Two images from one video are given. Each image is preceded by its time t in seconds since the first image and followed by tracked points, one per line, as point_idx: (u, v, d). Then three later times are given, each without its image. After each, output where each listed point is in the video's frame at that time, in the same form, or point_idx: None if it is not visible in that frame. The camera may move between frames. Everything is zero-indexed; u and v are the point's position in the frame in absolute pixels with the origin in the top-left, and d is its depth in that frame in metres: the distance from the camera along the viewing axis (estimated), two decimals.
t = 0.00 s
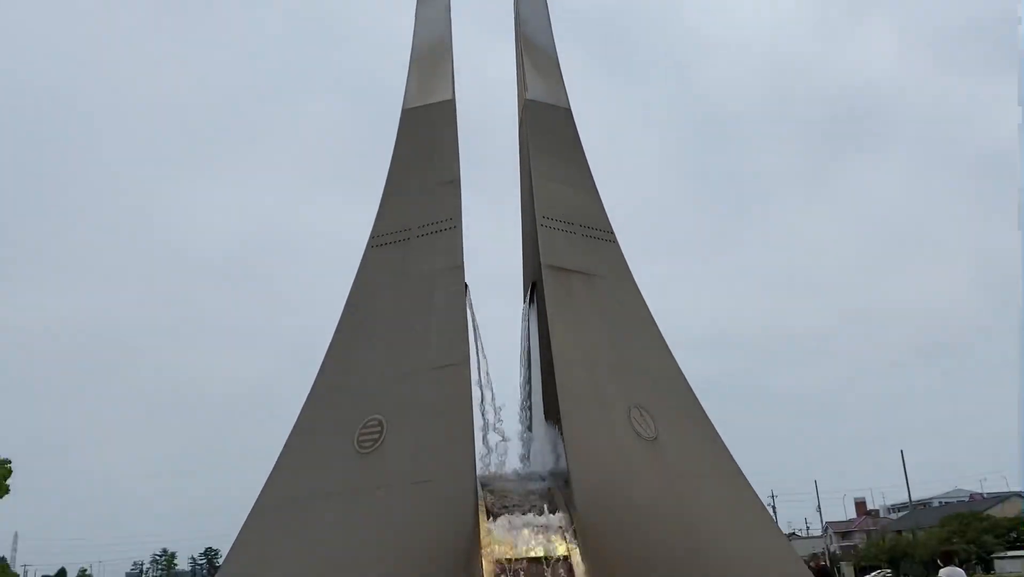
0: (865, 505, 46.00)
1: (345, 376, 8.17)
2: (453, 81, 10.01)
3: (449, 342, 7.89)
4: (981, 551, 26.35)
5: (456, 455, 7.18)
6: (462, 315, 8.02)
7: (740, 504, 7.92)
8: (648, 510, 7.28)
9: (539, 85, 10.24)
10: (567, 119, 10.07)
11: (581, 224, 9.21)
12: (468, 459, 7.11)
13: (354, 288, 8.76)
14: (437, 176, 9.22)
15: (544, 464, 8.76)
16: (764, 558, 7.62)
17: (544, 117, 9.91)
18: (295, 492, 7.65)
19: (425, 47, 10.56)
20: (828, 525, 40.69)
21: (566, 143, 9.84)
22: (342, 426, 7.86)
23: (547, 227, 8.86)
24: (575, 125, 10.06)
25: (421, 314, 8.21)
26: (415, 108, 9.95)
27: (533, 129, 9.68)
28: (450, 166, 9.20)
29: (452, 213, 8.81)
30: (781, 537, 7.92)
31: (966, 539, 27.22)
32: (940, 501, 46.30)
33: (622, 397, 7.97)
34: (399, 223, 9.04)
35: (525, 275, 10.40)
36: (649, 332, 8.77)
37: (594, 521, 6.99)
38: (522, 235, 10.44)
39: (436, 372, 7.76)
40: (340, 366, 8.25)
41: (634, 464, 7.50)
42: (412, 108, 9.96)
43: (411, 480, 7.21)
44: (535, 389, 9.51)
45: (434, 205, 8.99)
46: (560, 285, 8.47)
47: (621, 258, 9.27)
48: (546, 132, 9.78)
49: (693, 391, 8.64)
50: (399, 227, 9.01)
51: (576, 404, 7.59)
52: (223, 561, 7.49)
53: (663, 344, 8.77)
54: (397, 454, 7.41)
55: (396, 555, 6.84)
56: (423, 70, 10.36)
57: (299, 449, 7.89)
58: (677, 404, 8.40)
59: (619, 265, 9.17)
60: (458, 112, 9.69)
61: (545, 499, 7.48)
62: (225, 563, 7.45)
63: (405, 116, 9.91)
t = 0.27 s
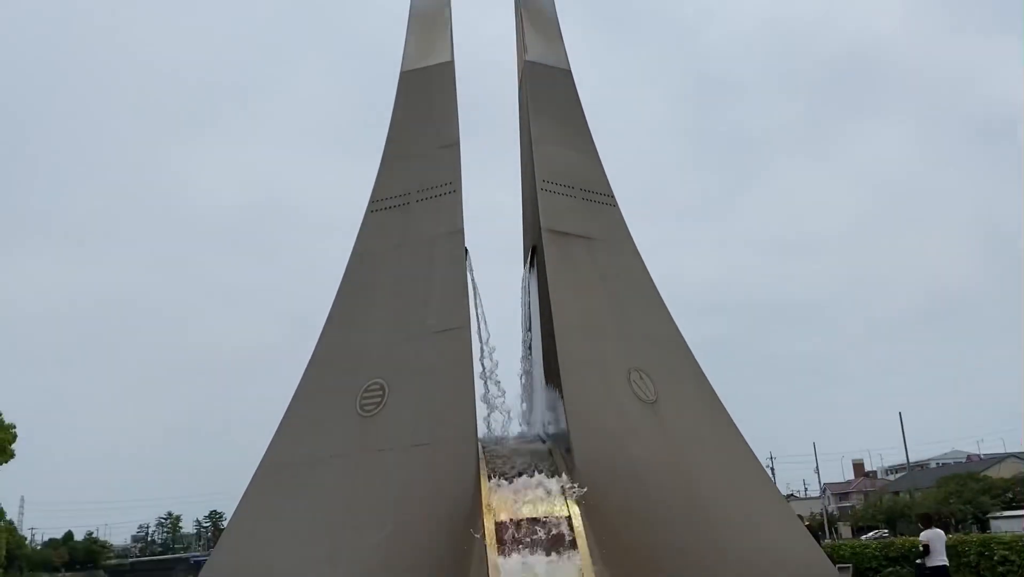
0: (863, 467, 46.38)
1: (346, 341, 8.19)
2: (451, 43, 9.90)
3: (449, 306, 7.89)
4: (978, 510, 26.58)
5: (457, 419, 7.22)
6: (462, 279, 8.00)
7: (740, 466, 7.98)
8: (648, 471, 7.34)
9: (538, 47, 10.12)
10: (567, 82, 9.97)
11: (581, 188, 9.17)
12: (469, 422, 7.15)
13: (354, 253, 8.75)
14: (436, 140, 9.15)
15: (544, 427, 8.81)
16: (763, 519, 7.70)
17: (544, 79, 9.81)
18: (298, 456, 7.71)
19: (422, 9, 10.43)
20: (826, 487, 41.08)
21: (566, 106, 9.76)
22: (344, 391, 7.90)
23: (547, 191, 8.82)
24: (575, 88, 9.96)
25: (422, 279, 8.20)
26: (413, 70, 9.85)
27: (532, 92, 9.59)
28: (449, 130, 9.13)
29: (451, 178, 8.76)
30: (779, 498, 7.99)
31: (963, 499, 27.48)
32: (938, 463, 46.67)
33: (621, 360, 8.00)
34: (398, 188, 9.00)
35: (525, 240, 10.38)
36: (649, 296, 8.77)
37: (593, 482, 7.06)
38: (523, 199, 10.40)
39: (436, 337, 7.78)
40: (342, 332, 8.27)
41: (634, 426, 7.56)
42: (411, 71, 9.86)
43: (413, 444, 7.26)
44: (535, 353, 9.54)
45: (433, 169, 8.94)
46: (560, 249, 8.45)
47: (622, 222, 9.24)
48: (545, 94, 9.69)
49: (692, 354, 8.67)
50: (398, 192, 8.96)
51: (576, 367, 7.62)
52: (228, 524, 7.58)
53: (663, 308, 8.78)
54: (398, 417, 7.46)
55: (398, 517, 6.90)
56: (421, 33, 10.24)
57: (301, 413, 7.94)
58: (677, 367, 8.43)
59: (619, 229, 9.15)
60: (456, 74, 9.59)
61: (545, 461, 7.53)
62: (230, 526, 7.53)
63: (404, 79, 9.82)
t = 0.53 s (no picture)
0: (862, 426, 46.70)
1: (347, 303, 8.19)
2: None
3: (450, 267, 7.86)
4: (976, 469, 26.82)
5: (459, 380, 7.24)
6: (463, 240, 7.97)
7: (740, 427, 8.02)
8: (648, 431, 7.38)
9: (539, 4, 9.96)
10: (569, 39, 9.83)
11: (582, 147, 9.09)
12: (470, 383, 7.16)
13: (354, 214, 8.71)
14: (436, 99, 9.05)
15: (546, 388, 8.84)
16: (763, 478, 7.75)
17: (545, 37, 9.67)
18: (301, 417, 7.75)
19: None
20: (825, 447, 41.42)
21: (568, 64, 9.63)
22: (346, 352, 7.92)
23: (548, 151, 8.74)
24: (576, 46, 9.83)
25: (422, 241, 8.17)
26: (412, 28, 9.72)
27: (533, 50, 9.46)
28: (450, 89, 9.02)
29: (451, 137, 8.67)
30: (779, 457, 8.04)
31: (961, 458, 27.71)
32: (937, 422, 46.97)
33: (622, 320, 8.00)
34: (398, 148, 8.92)
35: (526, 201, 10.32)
36: (651, 257, 8.74)
37: (594, 441, 7.10)
38: (524, 160, 10.31)
39: (437, 298, 7.77)
40: (343, 293, 8.27)
41: (634, 386, 7.58)
42: (410, 29, 9.72)
43: (415, 404, 7.29)
44: (537, 315, 9.54)
45: (434, 129, 8.85)
46: (561, 209, 8.40)
47: (623, 182, 9.18)
48: (547, 52, 9.56)
49: (694, 315, 8.66)
50: (398, 152, 8.89)
51: (577, 327, 7.62)
52: (232, 484, 7.65)
53: (664, 268, 8.76)
54: (400, 378, 7.48)
55: (401, 477, 6.95)
56: None
57: (304, 375, 7.98)
58: (678, 327, 8.43)
59: (621, 189, 9.09)
60: (456, 32, 9.46)
61: (546, 421, 7.57)
62: (235, 486, 7.60)
63: (403, 38, 9.68)
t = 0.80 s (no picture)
0: (863, 385, 46.95)
1: (349, 263, 8.19)
2: None
3: (451, 227, 7.83)
4: (975, 427, 27.01)
5: (460, 339, 7.25)
6: (464, 199, 7.92)
7: (740, 386, 8.06)
8: (649, 390, 7.40)
9: None
10: None
11: (584, 106, 9.00)
12: (472, 342, 7.17)
13: (355, 174, 8.67)
14: (436, 56, 8.94)
15: (547, 348, 8.86)
16: (762, 436, 7.79)
17: None
18: (304, 376, 7.79)
19: None
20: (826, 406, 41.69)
21: (569, 21, 9.50)
22: (348, 312, 7.93)
23: (550, 109, 8.66)
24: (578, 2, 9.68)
25: (423, 200, 8.13)
26: None
27: (535, 7, 9.33)
28: (450, 46, 8.91)
29: (452, 96, 8.58)
30: (778, 416, 8.09)
31: (960, 417, 27.89)
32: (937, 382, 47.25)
33: (624, 280, 7.99)
34: (398, 106, 8.84)
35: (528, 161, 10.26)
36: (652, 217, 8.71)
37: (595, 400, 7.14)
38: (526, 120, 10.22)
39: (438, 258, 7.75)
40: (344, 254, 8.26)
41: (636, 345, 7.60)
42: None
43: (417, 364, 7.32)
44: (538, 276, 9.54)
45: (434, 86, 8.76)
46: (563, 168, 8.34)
47: (626, 141, 9.11)
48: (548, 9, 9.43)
49: (695, 275, 8.65)
50: (398, 110, 8.81)
51: (578, 287, 7.61)
52: (237, 442, 7.72)
53: (666, 229, 8.73)
54: (402, 338, 7.50)
55: (403, 436, 6.99)
56: None
57: (306, 335, 8.00)
58: (680, 287, 8.43)
59: (623, 149, 9.02)
60: None
61: (548, 380, 7.60)
62: (240, 444, 7.68)
63: None
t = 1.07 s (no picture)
0: (865, 346, 47.06)
1: (350, 224, 8.15)
2: None
3: (452, 187, 7.78)
4: (976, 388, 27.11)
5: (462, 299, 7.25)
6: (465, 159, 7.85)
7: (741, 345, 8.07)
8: (651, 349, 7.41)
9: None
10: None
11: (587, 63, 8.88)
12: (473, 302, 7.16)
13: (355, 134, 8.60)
14: (436, 13, 8.80)
15: (549, 308, 8.86)
16: (763, 395, 7.82)
17: None
18: (306, 336, 7.81)
19: None
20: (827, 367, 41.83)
21: None
22: (350, 273, 7.92)
23: (552, 67, 8.55)
24: None
25: (424, 160, 8.07)
26: None
27: None
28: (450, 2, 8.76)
29: (452, 54, 8.46)
30: (779, 375, 8.11)
31: (961, 377, 27.97)
32: (938, 342, 47.32)
33: (626, 240, 7.96)
34: (398, 65, 8.73)
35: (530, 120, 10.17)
36: (655, 177, 8.64)
37: (597, 360, 7.14)
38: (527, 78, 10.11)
39: (439, 218, 7.72)
40: (345, 214, 8.22)
41: (637, 306, 7.59)
42: None
43: (419, 324, 7.32)
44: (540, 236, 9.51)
45: (434, 44, 8.64)
46: (564, 127, 8.26)
47: (629, 100, 9.01)
48: None
49: (698, 235, 8.62)
50: (398, 69, 8.71)
51: (580, 247, 7.58)
52: (241, 402, 7.77)
53: (669, 188, 8.66)
54: (404, 299, 7.49)
55: (405, 395, 7.02)
56: None
57: (308, 295, 8.01)
58: (682, 247, 8.40)
59: (626, 107, 8.93)
60: None
61: (550, 341, 7.60)
62: (244, 404, 7.73)
63: None
